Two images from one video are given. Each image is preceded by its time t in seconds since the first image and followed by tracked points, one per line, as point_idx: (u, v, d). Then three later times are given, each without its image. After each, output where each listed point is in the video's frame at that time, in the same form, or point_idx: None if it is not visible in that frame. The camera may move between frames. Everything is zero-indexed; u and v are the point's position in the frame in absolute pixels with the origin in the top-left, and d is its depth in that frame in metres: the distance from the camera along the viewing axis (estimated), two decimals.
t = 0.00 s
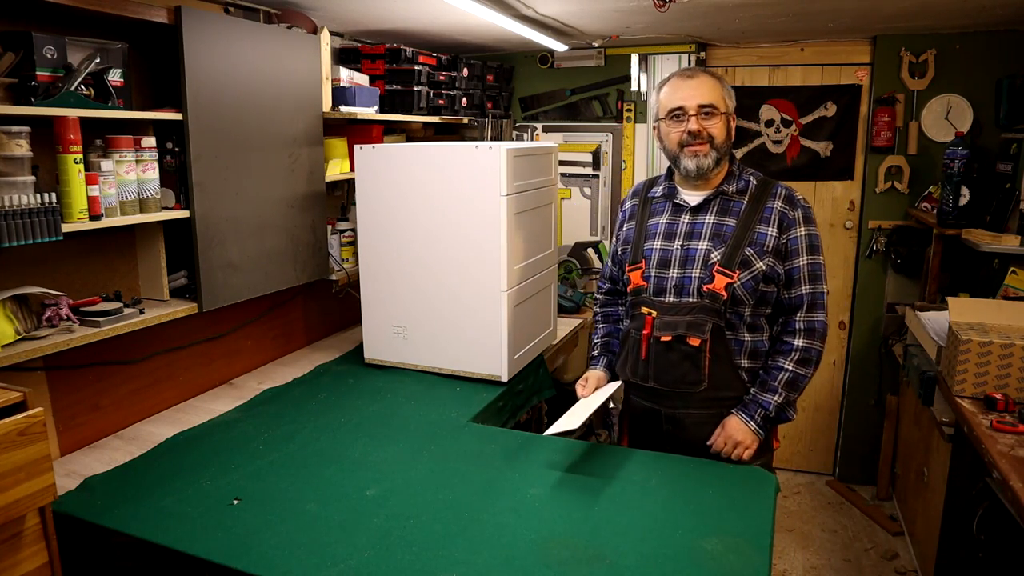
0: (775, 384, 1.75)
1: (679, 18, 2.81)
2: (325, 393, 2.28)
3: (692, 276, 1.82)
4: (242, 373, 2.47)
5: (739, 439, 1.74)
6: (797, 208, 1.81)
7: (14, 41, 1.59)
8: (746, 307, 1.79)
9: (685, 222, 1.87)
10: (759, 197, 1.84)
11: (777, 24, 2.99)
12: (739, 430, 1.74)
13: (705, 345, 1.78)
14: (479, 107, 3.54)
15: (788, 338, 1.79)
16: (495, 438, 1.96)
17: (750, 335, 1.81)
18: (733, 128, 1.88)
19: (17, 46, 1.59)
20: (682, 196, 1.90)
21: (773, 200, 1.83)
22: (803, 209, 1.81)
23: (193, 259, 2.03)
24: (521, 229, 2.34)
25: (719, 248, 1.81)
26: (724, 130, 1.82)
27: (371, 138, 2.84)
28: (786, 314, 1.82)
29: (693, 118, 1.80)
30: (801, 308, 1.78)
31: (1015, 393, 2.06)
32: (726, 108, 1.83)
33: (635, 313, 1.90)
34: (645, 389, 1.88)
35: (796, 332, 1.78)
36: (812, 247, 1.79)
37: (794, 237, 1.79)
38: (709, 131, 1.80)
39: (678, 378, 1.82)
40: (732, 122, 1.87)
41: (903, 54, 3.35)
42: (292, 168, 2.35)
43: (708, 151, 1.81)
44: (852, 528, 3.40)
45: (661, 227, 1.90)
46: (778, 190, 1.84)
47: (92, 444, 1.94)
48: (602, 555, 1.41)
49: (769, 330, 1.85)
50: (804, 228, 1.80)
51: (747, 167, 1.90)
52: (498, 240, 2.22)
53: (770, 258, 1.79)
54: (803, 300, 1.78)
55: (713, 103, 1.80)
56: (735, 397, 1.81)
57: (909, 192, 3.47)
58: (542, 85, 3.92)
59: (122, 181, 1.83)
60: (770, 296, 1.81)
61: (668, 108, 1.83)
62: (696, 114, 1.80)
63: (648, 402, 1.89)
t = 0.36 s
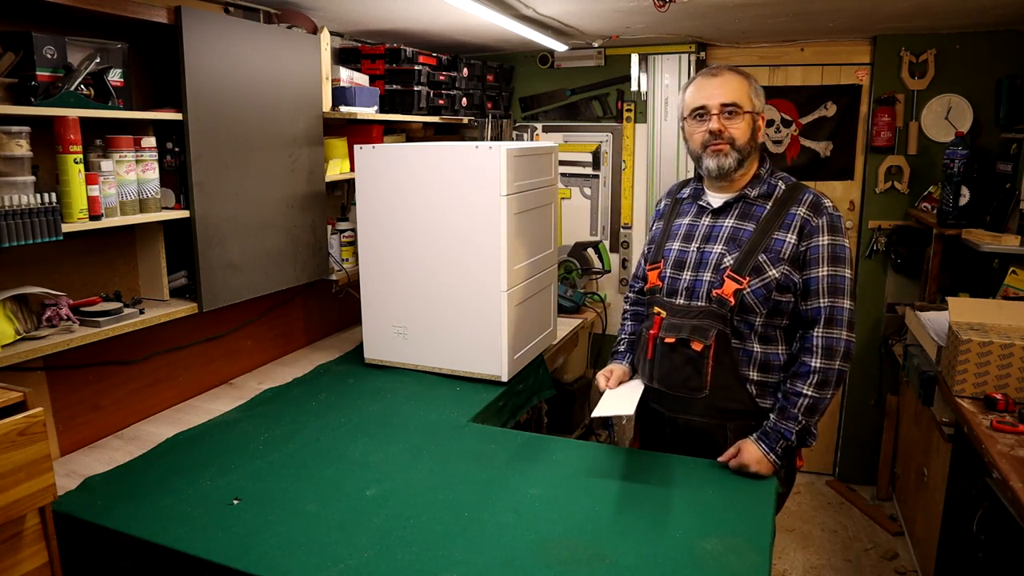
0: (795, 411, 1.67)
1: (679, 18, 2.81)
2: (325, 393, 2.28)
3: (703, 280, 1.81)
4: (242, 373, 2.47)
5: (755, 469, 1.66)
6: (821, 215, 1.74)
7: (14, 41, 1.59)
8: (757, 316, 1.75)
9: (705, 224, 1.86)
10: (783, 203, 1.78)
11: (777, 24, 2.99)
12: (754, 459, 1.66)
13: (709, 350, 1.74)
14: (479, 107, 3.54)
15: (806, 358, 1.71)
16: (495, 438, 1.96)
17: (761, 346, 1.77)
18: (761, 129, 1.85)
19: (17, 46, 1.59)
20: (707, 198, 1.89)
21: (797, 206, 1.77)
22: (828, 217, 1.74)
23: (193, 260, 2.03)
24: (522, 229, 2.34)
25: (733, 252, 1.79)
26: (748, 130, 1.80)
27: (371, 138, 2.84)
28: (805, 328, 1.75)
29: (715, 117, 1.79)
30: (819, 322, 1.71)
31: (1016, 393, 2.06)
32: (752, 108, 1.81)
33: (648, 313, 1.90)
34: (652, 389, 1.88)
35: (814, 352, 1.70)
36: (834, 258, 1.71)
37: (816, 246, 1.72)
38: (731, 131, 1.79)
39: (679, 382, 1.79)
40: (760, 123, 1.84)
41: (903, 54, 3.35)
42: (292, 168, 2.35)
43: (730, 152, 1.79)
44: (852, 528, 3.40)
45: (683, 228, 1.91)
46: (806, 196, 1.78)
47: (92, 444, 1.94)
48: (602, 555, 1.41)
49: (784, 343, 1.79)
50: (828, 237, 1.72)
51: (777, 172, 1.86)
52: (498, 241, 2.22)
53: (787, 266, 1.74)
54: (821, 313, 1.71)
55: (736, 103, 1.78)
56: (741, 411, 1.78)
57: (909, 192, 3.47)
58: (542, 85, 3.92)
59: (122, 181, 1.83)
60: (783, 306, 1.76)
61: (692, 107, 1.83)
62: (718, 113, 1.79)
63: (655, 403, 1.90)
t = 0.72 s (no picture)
0: (796, 422, 1.61)
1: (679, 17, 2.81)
2: (325, 393, 2.28)
3: (709, 283, 1.80)
4: (242, 373, 2.47)
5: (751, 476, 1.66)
6: (833, 224, 1.67)
7: (14, 41, 1.59)
8: (760, 324, 1.72)
9: (718, 226, 1.85)
10: (796, 209, 1.72)
11: (777, 24, 2.98)
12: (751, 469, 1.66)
13: (708, 355, 1.72)
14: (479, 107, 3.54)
15: (813, 371, 1.64)
16: (495, 438, 1.96)
17: (763, 355, 1.73)
18: (782, 131, 1.78)
19: (17, 46, 1.59)
20: (724, 199, 1.87)
21: (810, 213, 1.70)
22: (841, 226, 1.66)
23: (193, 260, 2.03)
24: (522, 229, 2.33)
25: (739, 258, 1.76)
26: (766, 133, 1.74)
27: (371, 138, 2.84)
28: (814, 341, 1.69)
29: (731, 118, 1.74)
30: (826, 335, 1.64)
31: (1016, 393, 2.06)
32: (772, 109, 1.75)
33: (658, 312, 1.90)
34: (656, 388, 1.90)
35: (820, 365, 1.63)
36: (846, 270, 1.63)
37: (825, 256, 1.65)
38: (748, 134, 1.74)
39: (679, 385, 1.78)
40: (781, 125, 1.78)
41: (903, 54, 3.35)
42: (292, 168, 2.34)
43: (746, 155, 1.74)
44: (852, 528, 3.40)
45: (698, 228, 1.89)
46: (822, 203, 1.71)
47: (92, 444, 1.94)
48: (602, 556, 1.41)
49: (792, 353, 1.74)
50: (840, 248, 1.65)
51: (797, 175, 1.79)
52: (498, 241, 2.22)
53: (794, 275, 1.69)
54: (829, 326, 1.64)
55: (754, 104, 1.73)
56: (737, 417, 1.76)
57: (909, 192, 3.47)
58: (542, 85, 3.92)
59: (122, 181, 1.83)
60: (789, 316, 1.71)
61: (709, 107, 1.78)
62: (734, 114, 1.74)
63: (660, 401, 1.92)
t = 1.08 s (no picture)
0: (796, 419, 1.61)
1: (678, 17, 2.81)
2: (325, 393, 2.28)
3: (712, 285, 1.79)
4: (242, 373, 2.47)
5: (752, 474, 1.65)
6: (839, 229, 1.66)
7: (14, 41, 1.59)
8: (763, 325, 1.72)
9: (722, 226, 1.84)
10: (802, 214, 1.72)
11: (777, 24, 2.98)
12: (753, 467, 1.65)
13: (711, 355, 1.70)
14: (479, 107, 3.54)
15: (816, 372, 1.64)
16: (495, 438, 1.96)
17: (766, 355, 1.73)
18: (790, 135, 1.78)
19: (17, 46, 1.60)
20: (727, 199, 1.87)
21: (816, 217, 1.70)
22: (847, 231, 1.66)
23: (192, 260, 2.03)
24: (522, 229, 2.34)
25: (745, 260, 1.76)
26: (776, 137, 1.74)
27: (371, 138, 2.83)
28: (817, 343, 1.69)
29: (741, 120, 1.74)
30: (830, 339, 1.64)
31: (1016, 393, 2.06)
32: (781, 113, 1.74)
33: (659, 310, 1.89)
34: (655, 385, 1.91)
35: (824, 367, 1.63)
36: (851, 274, 1.63)
37: (831, 260, 1.65)
38: (757, 137, 1.73)
39: (680, 384, 1.76)
40: (790, 128, 1.78)
41: (903, 54, 3.35)
42: (292, 168, 2.35)
43: (754, 159, 1.74)
44: (852, 528, 3.40)
45: (700, 227, 1.89)
46: (828, 207, 1.70)
47: (92, 444, 1.94)
48: (602, 555, 1.41)
49: (793, 354, 1.73)
50: (846, 252, 1.65)
51: (802, 179, 1.80)
52: (498, 241, 2.22)
53: (799, 278, 1.68)
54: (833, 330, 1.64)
55: (764, 106, 1.72)
56: (734, 416, 1.76)
57: (909, 192, 3.47)
58: (543, 85, 3.92)
59: (122, 180, 1.83)
60: (793, 318, 1.71)
61: (719, 107, 1.78)
62: (744, 115, 1.73)
63: (660, 399, 1.93)
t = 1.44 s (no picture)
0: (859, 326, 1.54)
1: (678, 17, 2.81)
2: (325, 393, 2.28)
3: (716, 276, 1.83)
4: (242, 373, 2.47)
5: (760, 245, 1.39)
6: (831, 207, 1.74)
7: (14, 41, 1.59)
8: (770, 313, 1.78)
9: (716, 219, 1.88)
10: (795, 199, 1.79)
11: (777, 24, 2.98)
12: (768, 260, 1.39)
13: (720, 347, 1.74)
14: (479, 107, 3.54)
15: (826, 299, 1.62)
16: (495, 438, 1.96)
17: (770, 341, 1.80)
18: (763, 124, 1.88)
19: (17, 46, 1.59)
20: (715, 194, 1.92)
21: (808, 201, 1.77)
22: (838, 209, 1.74)
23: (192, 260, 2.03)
24: (521, 228, 2.33)
25: (745, 249, 1.82)
26: (753, 128, 1.83)
27: (371, 138, 2.83)
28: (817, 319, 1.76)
29: (718, 122, 1.82)
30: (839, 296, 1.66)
31: (1016, 393, 2.06)
32: (751, 106, 1.84)
33: (655, 306, 1.90)
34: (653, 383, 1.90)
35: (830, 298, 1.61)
36: (843, 243, 1.69)
37: (823, 233, 1.72)
38: (737, 133, 1.82)
39: (689, 376, 1.80)
40: (761, 118, 1.88)
41: (903, 54, 3.35)
42: (292, 168, 2.34)
43: (741, 155, 1.82)
44: (852, 528, 3.40)
45: (692, 222, 1.92)
46: (815, 193, 1.79)
47: (92, 444, 1.94)
48: (602, 555, 1.41)
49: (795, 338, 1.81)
50: (836, 225, 1.71)
51: (786, 171, 1.89)
52: (498, 240, 2.22)
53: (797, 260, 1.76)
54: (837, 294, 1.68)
55: (735, 103, 1.82)
56: (745, 403, 1.80)
57: (909, 192, 3.47)
58: (543, 84, 3.92)
59: (122, 181, 1.83)
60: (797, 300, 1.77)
61: (693, 117, 1.86)
62: (720, 117, 1.82)
63: (658, 398, 1.90)
